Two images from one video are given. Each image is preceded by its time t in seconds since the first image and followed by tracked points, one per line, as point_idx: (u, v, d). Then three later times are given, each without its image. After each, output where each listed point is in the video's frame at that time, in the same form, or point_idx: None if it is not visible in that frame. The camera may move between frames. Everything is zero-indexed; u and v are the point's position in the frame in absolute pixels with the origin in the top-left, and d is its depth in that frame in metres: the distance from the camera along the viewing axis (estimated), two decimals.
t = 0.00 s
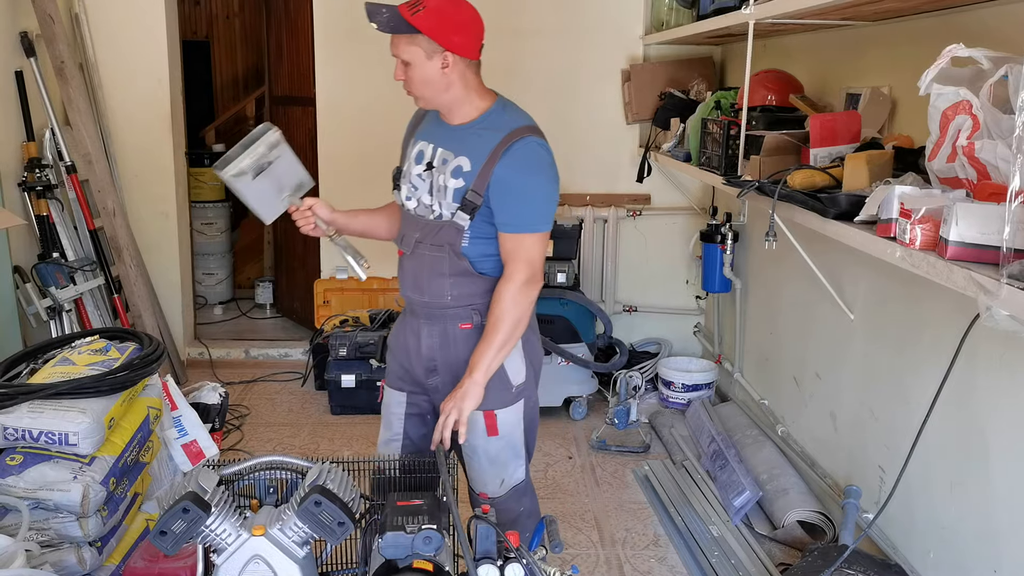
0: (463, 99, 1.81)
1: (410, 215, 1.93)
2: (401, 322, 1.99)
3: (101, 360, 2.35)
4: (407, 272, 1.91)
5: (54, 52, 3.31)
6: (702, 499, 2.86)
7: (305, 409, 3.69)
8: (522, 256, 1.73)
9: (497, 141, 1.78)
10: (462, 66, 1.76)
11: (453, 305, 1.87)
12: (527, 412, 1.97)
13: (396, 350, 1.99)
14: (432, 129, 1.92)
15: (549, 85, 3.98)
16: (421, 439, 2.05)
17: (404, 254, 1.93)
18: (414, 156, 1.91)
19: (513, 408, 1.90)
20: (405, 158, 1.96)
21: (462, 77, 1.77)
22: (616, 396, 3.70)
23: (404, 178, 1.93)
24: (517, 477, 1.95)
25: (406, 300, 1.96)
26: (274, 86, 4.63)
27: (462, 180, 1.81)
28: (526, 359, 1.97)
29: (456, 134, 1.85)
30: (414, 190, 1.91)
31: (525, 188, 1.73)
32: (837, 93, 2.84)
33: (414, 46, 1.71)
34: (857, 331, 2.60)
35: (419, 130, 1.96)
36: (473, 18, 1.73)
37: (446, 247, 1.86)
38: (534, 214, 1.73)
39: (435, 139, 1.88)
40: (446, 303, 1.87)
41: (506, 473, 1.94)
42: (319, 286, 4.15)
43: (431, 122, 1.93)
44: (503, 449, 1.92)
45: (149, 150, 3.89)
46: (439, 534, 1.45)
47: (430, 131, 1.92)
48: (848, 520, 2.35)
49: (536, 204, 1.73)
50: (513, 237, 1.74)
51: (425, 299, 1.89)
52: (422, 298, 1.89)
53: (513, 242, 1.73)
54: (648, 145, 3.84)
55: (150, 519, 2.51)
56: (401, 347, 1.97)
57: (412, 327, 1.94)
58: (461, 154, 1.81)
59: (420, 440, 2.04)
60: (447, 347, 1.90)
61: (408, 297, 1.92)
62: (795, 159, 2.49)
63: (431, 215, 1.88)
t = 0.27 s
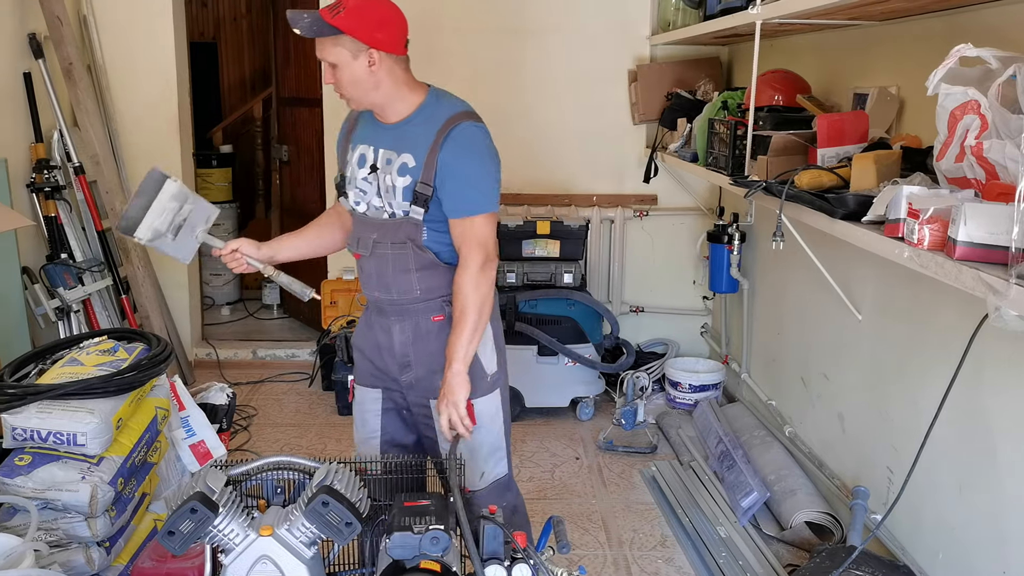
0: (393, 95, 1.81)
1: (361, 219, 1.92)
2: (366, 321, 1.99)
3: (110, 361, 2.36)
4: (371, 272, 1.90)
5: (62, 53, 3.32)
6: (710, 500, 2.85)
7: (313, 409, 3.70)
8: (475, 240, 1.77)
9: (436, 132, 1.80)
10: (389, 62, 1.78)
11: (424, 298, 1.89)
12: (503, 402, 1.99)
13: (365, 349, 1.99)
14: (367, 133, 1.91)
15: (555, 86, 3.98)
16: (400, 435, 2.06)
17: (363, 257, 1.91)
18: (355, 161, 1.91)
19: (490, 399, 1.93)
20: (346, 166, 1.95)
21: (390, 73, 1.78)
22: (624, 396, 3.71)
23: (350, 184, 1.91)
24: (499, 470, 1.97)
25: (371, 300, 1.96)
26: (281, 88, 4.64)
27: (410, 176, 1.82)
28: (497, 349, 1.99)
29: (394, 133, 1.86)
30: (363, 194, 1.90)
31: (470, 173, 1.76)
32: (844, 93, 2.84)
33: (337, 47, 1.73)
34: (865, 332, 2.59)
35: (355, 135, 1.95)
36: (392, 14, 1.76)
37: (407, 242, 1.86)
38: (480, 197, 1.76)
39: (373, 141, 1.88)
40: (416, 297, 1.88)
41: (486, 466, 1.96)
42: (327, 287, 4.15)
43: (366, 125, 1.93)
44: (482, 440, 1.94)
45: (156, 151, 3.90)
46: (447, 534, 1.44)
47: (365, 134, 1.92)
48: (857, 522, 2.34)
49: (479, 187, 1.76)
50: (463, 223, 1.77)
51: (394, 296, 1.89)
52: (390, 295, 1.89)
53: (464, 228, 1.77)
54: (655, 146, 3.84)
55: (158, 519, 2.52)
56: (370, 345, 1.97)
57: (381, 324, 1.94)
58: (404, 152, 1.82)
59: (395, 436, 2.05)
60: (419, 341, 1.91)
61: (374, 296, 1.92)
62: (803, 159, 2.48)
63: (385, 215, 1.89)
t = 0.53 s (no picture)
0: (353, 100, 1.81)
1: (342, 227, 1.94)
2: (358, 322, 2.01)
3: (125, 361, 2.37)
4: (360, 275, 1.92)
5: (78, 56, 3.35)
6: (723, 501, 2.85)
7: (326, 410, 3.71)
8: (454, 228, 1.79)
9: (402, 128, 1.82)
10: (346, 67, 1.79)
11: (417, 293, 1.92)
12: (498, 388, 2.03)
13: (358, 352, 2.01)
14: (331, 142, 1.91)
15: (567, 87, 3.98)
16: (399, 432, 2.08)
17: (349, 263, 1.93)
18: (325, 170, 1.89)
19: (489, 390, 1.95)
20: (314, 178, 1.93)
21: (347, 78, 1.79)
22: (636, 397, 3.71)
23: (325, 194, 1.91)
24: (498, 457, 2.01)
25: (361, 303, 1.98)
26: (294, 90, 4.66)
27: (385, 177, 1.83)
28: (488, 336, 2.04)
29: (360, 138, 1.85)
30: (339, 202, 1.90)
31: (442, 164, 1.78)
32: (858, 93, 2.83)
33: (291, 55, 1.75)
34: (880, 333, 2.58)
35: (319, 145, 1.93)
36: (346, 19, 1.77)
37: (394, 240, 1.89)
38: (454, 185, 1.79)
39: (339, 149, 1.88)
40: (409, 293, 1.91)
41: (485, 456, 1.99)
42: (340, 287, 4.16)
43: (329, 133, 1.91)
44: (478, 428, 1.98)
45: (169, 153, 3.92)
46: (461, 535, 1.45)
47: (330, 143, 1.91)
48: (871, 524, 2.33)
49: (453, 174, 1.79)
50: (442, 213, 1.80)
51: (387, 295, 1.92)
52: (384, 295, 1.92)
53: (443, 218, 1.79)
54: (667, 147, 3.84)
55: (173, 519, 2.54)
56: (364, 347, 1.99)
57: (375, 325, 1.97)
58: (375, 154, 1.83)
59: (396, 434, 2.08)
60: (415, 337, 1.94)
61: (368, 299, 1.95)
62: (817, 159, 2.47)
63: (365, 218, 1.91)
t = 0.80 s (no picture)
0: (330, 104, 1.82)
1: (333, 232, 1.94)
2: (355, 325, 2.02)
3: (136, 362, 2.38)
4: (356, 278, 1.92)
5: (88, 58, 3.36)
6: (731, 503, 2.85)
7: (335, 411, 3.72)
8: (454, 218, 1.79)
9: (383, 127, 1.83)
10: (321, 72, 1.80)
11: (415, 291, 1.93)
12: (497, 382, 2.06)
13: (357, 356, 2.01)
14: (313, 150, 1.91)
15: (575, 88, 3.99)
16: (402, 434, 2.09)
17: (345, 268, 1.93)
18: (311, 179, 1.90)
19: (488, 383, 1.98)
20: (299, 187, 1.94)
21: (323, 83, 1.80)
22: (645, 398, 3.71)
23: (313, 204, 1.91)
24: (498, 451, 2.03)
25: (357, 306, 1.99)
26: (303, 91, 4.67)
27: (373, 178, 1.84)
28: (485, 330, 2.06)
29: (343, 142, 1.86)
30: (328, 209, 1.91)
31: (429, 158, 1.79)
32: (868, 94, 2.82)
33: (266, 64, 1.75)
34: (889, 335, 2.57)
35: (301, 155, 1.93)
36: (318, 24, 1.78)
37: (389, 239, 1.90)
38: (443, 176, 1.79)
39: (323, 156, 1.88)
40: (408, 291, 1.92)
41: (487, 448, 2.02)
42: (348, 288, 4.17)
43: (311, 142, 1.92)
44: (479, 424, 1.99)
45: (178, 154, 3.94)
46: (470, 536, 1.45)
47: (312, 152, 1.91)
48: (880, 526, 2.33)
49: (440, 166, 1.79)
50: (436, 206, 1.80)
51: (386, 296, 1.93)
52: (382, 296, 1.93)
53: (439, 211, 1.80)
54: (676, 147, 3.84)
55: (183, 519, 2.55)
56: (363, 350, 2.00)
57: (374, 327, 1.98)
58: (360, 155, 1.84)
59: (399, 435, 2.08)
60: (415, 336, 1.95)
61: (366, 302, 1.95)
62: (827, 161, 2.46)
63: (356, 222, 1.91)
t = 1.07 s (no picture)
0: (321, 103, 1.83)
1: (332, 232, 1.93)
2: (358, 327, 2.02)
3: (141, 362, 2.43)
4: (359, 278, 1.91)
5: (95, 58, 3.37)
6: (736, 503, 2.84)
7: (340, 410, 3.72)
8: (458, 201, 1.84)
9: (377, 120, 1.84)
10: (311, 71, 1.80)
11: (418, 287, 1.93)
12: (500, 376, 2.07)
13: (360, 359, 2.01)
14: (305, 152, 1.91)
15: (580, 89, 3.99)
16: (408, 434, 2.09)
17: (346, 268, 1.92)
18: (306, 181, 1.90)
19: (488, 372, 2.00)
20: (294, 192, 1.94)
21: (313, 82, 1.80)
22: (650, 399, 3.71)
23: (309, 206, 1.92)
24: (503, 445, 2.04)
25: (360, 307, 1.98)
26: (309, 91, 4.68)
27: (370, 171, 1.84)
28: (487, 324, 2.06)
29: (336, 138, 1.86)
30: (326, 209, 1.91)
31: (428, 147, 1.82)
32: (874, 94, 2.82)
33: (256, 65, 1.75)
34: (896, 335, 2.57)
35: (294, 159, 1.93)
36: (305, 24, 1.79)
37: (390, 236, 1.89)
38: (445, 162, 1.82)
39: (317, 156, 1.88)
40: (412, 287, 1.92)
41: (490, 441, 2.02)
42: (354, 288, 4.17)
43: (302, 145, 1.92)
44: (484, 418, 2.01)
45: (183, 154, 3.95)
46: (475, 536, 1.45)
47: (304, 153, 1.91)
48: (886, 526, 2.32)
49: (440, 154, 1.82)
50: (441, 192, 1.83)
51: (388, 294, 1.93)
52: (384, 294, 1.93)
53: (445, 196, 1.83)
54: (681, 148, 3.84)
55: (188, 518, 2.55)
56: (367, 351, 2.00)
57: (378, 327, 1.98)
58: (356, 149, 1.84)
59: (405, 435, 2.09)
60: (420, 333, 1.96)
61: (369, 301, 1.94)
62: (832, 161, 2.45)
63: (356, 219, 1.91)
